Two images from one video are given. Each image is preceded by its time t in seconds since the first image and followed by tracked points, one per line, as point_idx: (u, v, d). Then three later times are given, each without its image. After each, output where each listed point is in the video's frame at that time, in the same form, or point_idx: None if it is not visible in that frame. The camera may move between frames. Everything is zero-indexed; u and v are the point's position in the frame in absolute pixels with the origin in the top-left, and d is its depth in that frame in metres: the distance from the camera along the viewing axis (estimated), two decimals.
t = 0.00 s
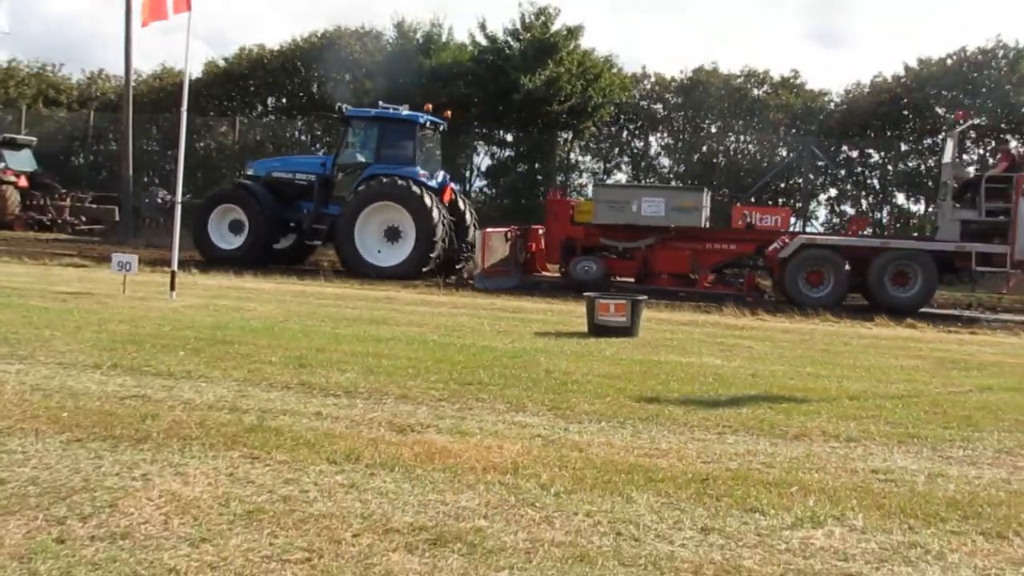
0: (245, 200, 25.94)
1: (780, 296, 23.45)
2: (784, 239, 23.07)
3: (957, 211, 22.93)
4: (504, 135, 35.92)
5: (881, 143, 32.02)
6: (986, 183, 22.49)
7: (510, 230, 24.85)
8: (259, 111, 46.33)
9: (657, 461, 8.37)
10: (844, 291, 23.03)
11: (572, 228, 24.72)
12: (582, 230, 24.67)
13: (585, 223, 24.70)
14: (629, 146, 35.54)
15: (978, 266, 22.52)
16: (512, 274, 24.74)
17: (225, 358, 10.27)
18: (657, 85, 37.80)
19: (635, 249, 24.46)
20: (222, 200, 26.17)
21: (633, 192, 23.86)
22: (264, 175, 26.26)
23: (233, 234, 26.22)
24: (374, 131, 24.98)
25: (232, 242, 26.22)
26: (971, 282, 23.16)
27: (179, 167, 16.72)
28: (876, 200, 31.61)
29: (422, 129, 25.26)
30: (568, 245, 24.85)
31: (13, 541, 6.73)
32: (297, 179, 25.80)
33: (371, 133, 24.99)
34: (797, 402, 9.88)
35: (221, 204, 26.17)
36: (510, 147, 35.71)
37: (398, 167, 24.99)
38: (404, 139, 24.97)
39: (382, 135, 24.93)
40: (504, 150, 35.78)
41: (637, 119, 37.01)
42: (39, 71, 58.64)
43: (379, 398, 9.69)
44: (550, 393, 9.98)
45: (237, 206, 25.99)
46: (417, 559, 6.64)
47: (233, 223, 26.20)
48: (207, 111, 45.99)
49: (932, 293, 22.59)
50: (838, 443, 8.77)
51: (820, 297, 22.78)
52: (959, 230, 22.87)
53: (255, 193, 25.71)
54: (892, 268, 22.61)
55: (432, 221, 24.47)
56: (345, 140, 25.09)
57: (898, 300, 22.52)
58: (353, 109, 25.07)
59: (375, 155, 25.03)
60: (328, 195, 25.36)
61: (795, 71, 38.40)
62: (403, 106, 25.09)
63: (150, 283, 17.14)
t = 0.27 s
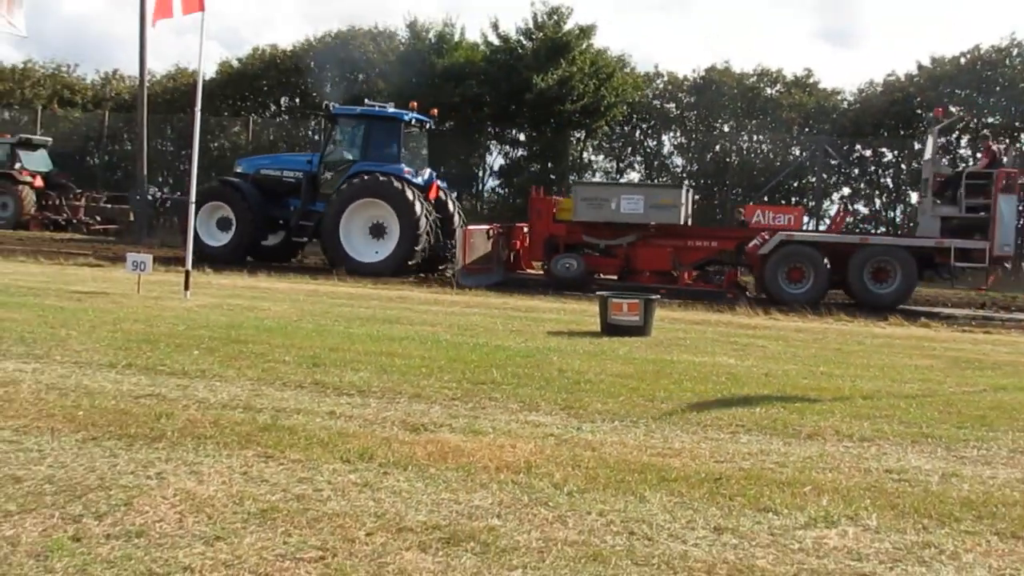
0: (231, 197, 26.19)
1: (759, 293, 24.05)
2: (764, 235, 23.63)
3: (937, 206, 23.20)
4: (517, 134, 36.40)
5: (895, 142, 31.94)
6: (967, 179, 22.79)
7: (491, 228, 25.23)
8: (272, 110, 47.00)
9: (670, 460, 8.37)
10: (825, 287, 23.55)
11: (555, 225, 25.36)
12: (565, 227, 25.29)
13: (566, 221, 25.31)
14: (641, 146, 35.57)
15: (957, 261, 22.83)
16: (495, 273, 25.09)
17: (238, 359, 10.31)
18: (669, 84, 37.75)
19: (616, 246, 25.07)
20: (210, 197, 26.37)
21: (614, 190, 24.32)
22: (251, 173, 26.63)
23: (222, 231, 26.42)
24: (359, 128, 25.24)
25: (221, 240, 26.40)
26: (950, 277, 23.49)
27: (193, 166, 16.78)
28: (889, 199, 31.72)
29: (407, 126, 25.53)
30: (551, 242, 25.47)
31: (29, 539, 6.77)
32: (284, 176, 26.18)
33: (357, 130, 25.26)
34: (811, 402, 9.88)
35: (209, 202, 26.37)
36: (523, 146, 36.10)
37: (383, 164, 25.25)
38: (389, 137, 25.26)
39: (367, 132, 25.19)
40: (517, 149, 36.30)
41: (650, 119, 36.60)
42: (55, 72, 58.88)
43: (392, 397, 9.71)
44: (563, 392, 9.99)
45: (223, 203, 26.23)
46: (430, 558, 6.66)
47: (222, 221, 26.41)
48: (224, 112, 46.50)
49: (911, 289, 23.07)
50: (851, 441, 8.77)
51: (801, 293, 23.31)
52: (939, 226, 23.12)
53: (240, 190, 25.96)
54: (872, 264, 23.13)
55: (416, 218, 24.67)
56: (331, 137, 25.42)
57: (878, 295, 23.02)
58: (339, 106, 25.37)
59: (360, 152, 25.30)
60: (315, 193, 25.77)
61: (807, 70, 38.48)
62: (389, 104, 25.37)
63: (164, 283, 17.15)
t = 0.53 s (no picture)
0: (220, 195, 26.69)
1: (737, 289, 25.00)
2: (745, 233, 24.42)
3: (918, 206, 23.85)
4: (531, 134, 37.23)
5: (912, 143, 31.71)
6: (950, 179, 23.35)
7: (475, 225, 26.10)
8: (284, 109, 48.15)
9: (684, 460, 8.36)
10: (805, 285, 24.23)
11: (540, 224, 26.36)
12: (549, 225, 26.28)
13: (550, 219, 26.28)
14: (655, 145, 35.66)
15: (937, 260, 23.65)
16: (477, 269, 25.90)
17: (254, 358, 10.34)
18: (685, 84, 37.99)
19: (600, 244, 26.05)
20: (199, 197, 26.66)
21: (595, 187, 25.37)
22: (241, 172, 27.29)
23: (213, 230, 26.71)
24: (346, 128, 26.01)
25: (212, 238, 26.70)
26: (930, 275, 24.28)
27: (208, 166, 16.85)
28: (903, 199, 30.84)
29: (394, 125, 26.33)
30: (535, 240, 26.43)
31: (46, 535, 6.81)
32: (273, 176, 26.93)
33: (344, 129, 26.02)
34: (826, 402, 9.86)
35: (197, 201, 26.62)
36: (536, 146, 36.92)
37: (369, 162, 26.00)
38: (377, 137, 26.07)
39: (354, 131, 25.96)
40: (530, 149, 37.21)
41: (663, 118, 36.64)
42: (72, 72, 59.18)
43: (406, 396, 9.73)
44: (577, 392, 9.98)
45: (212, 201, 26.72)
46: (443, 557, 6.67)
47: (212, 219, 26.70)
48: (237, 112, 47.81)
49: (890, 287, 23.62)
50: (866, 441, 8.76)
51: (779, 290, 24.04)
52: (921, 224, 23.84)
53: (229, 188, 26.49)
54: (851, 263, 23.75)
55: (401, 215, 25.49)
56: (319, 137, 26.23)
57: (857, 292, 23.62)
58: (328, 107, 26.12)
59: (347, 151, 26.07)
60: (303, 192, 26.54)
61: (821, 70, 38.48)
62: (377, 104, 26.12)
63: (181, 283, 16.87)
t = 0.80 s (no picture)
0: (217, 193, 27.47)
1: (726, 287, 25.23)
2: (733, 232, 24.58)
3: (908, 203, 23.95)
4: (552, 134, 37.50)
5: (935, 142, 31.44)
6: (939, 176, 23.44)
7: (467, 224, 26.43)
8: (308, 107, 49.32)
9: (705, 461, 8.35)
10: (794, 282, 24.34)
11: (530, 222, 26.61)
12: (540, 224, 26.54)
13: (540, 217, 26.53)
14: (676, 144, 35.73)
15: (926, 257, 23.79)
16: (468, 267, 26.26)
17: (275, 357, 10.40)
18: (705, 84, 38.09)
19: (591, 243, 26.28)
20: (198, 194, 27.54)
21: (584, 185, 25.61)
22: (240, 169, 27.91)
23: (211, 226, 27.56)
24: (341, 126, 26.44)
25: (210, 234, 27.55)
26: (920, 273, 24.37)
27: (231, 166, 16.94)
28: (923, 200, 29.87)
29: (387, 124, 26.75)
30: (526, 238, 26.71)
31: (71, 533, 6.86)
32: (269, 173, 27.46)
33: (339, 127, 26.47)
34: (849, 403, 9.82)
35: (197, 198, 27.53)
36: (557, 146, 37.27)
37: (363, 160, 26.47)
38: (370, 135, 26.51)
39: (349, 129, 26.40)
40: (552, 148, 37.42)
41: (685, 117, 36.85)
42: (95, 73, 59.58)
43: (427, 396, 9.75)
44: (599, 392, 9.97)
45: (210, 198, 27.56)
46: (464, 557, 6.68)
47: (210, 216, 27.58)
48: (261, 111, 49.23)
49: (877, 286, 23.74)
50: (889, 442, 8.72)
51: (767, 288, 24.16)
52: (910, 222, 23.88)
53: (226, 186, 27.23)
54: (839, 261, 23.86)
55: (393, 213, 25.98)
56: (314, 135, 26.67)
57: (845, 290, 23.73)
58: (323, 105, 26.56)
59: (341, 149, 26.53)
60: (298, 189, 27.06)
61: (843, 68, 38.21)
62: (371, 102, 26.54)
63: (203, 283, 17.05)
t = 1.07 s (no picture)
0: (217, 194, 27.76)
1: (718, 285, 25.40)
2: (724, 230, 24.75)
3: (900, 202, 23.77)
4: (577, 134, 37.86)
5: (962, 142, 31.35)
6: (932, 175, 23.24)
7: (461, 222, 26.81)
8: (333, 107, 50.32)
9: (731, 462, 8.33)
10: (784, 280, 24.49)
11: (525, 220, 27.01)
12: (534, 222, 26.93)
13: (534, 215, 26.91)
14: (701, 144, 35.92)
15: (917, 256, 23.68)
16: (463, 264, 26.56)
17: (299, 355, 10.45)
18: (730, 83, 37.99)
19: (584, 241, 26.63)
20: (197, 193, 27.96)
21: (576, 184, 25.98)
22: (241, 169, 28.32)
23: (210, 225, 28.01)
24: (338, 125, 26.85)
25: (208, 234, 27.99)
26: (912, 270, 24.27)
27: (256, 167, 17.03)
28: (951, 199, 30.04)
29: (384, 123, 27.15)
30: (521, 235, 27.11)
31: (98, 529, 6.92)
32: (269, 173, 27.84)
33: (336, 127, 26.89)
34: (874, 403, 9.79)
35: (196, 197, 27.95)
36: (581, 145, 37.59)
37: (359, 159, 26.83)
38: (367, 135, 26.91)
39: (346, 129, 26.82)
40: (576, 148, 37.87)
41: (709, 117, 36.75)
42: (122, 75, 60.03)
43: (451, 396, 9.77)
44: (622, 392, 9.97)
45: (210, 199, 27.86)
46: (489, 556, 6.69)
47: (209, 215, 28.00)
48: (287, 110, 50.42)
49: (867, 285, 23.77)
50: (916, 444, 8.67)
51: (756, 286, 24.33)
52: (904, 220, 23.70)
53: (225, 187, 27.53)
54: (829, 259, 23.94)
55: (388, 211, 26.13)
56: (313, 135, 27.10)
57: (834, 289, 23.83)
58: (321, 105, 27.00)
59: (338, 148, 26.93)
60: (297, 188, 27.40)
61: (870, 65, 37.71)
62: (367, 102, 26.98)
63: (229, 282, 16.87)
